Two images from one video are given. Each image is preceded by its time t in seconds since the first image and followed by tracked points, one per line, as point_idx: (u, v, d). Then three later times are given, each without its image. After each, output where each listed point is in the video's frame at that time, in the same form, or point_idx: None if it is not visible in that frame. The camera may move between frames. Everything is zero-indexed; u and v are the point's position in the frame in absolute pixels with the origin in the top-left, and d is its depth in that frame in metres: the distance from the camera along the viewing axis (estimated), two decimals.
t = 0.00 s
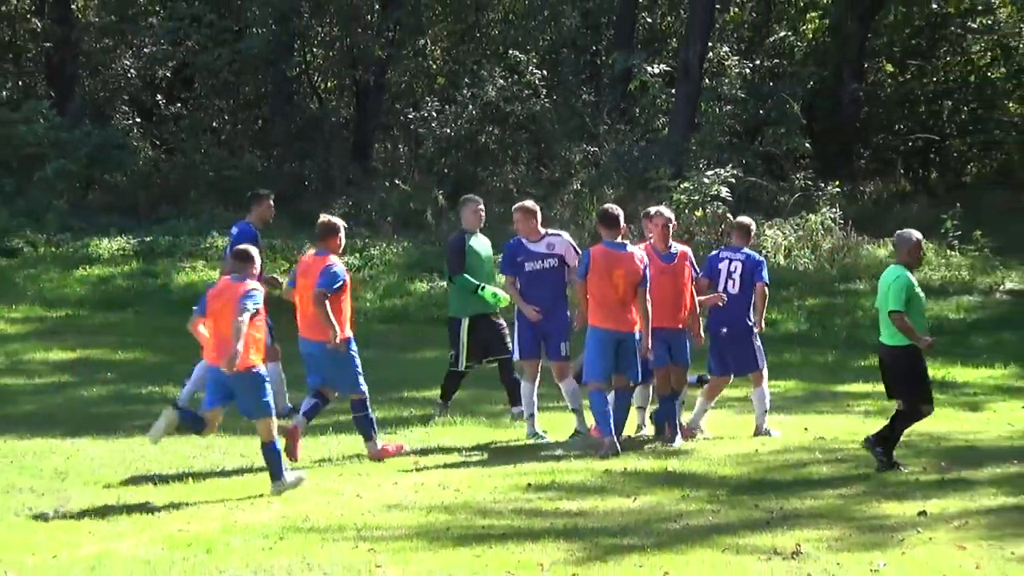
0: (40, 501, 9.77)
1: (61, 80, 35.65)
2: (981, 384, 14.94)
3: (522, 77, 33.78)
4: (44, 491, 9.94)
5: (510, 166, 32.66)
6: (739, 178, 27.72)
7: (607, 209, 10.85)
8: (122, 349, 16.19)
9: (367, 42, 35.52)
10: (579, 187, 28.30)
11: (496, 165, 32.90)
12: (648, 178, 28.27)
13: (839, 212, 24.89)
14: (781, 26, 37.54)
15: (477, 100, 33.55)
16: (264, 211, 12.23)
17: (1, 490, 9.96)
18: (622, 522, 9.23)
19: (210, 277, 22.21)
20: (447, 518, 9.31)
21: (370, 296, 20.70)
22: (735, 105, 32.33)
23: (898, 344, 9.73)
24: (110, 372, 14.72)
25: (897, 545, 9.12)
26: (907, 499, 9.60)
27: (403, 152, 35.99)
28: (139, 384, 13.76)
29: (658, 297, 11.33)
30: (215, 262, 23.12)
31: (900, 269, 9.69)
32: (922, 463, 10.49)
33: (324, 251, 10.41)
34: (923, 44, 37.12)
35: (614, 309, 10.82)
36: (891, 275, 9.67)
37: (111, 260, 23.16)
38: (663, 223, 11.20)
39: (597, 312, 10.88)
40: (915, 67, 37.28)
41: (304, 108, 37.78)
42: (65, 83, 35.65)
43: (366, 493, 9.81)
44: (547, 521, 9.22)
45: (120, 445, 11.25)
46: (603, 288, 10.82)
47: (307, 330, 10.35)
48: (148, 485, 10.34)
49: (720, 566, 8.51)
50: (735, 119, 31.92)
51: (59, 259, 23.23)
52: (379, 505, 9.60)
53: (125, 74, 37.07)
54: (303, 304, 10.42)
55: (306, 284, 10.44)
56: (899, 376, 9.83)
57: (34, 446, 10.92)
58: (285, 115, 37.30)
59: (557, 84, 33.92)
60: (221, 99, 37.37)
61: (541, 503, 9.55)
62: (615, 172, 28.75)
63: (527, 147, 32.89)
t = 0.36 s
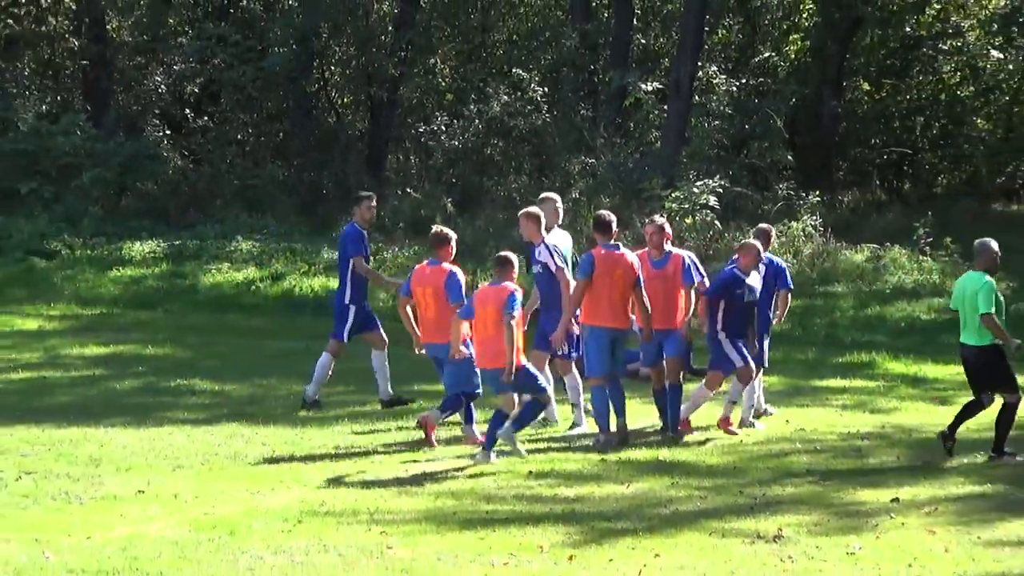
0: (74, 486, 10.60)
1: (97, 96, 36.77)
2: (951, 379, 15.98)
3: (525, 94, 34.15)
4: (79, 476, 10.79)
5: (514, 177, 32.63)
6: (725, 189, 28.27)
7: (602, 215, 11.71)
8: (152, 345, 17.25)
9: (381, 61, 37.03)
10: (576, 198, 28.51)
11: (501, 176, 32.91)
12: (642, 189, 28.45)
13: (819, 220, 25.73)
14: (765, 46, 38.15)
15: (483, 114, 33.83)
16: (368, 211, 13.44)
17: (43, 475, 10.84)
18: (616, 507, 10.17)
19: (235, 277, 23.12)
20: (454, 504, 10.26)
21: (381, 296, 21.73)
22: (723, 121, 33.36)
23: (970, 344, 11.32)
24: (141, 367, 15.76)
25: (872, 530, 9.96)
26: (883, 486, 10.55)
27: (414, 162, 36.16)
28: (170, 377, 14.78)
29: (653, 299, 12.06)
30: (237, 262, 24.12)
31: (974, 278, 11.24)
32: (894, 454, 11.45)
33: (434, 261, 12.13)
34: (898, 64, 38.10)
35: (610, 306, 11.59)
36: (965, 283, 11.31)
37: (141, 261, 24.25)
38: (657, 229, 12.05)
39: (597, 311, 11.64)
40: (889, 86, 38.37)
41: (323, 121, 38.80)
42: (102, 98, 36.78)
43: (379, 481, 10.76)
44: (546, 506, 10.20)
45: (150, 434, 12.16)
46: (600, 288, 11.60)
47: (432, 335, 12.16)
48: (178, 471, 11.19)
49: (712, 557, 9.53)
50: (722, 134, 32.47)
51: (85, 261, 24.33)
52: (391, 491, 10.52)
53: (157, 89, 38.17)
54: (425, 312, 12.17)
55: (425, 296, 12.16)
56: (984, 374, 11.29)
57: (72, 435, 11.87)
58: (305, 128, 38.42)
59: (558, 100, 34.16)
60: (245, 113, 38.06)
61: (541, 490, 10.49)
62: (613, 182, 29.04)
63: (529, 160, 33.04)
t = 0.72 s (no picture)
0: (86, 469, 11.42)
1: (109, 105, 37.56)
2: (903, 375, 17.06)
3: (507, 105, 36.32)
4: (89, 460, 11.62)
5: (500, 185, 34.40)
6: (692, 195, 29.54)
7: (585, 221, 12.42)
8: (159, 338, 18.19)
9: (374, 75, 38.30)
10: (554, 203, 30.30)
11: (485, 182, 35.28)
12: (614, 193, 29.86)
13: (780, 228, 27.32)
14: (731, 64, 38.82)
15: (469, 125, 36.22)
16: (435, 211, 14.18)
17: (58, 459, 11.68)
18: (591, 492, 11.09)
19: (237, 274, 24.03)
20: (439, 486, 11.15)
21: (374, 293, 22.72)
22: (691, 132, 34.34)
23: (990, 337, 12.92)
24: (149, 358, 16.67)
25: (828, 513, 10.86)
26: (838, 475, 11.53)
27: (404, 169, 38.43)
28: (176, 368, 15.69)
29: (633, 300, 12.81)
30: (239, 260, 24.98)
31: (968, 279, 13.05)
32: (850, 443, 12.45)
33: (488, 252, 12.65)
34: (855, 80, 38.07)
35: (591, 307, 12.37)
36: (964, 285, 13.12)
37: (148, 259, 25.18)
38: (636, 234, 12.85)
39: (579, 311, 12.39)
40: (847, 101, 38.49)
41: (319, 130, 39.36)
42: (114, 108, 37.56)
43: (368, 464, 11.63)
44: (525, 490, 11.11)
45: (156, 422, 13.02)
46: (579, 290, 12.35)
47: (480, 319, 12.60)
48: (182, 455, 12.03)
49: (680, 539, 10.36)
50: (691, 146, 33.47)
51: (94, 260, 25.27)
52: (379, 474, 11.38)
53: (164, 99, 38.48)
54: (476, 297, 12.60)
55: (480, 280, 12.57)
56: (998, 365, 12.90)
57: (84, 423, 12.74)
58: (303, 138, 39.03)
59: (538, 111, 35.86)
60: (246, 123, 38.78)
61: (520, 474, 11.40)
62: (587, 189, 30.53)
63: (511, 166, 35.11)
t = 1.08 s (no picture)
0: (90, 452, 12.25)
1: (109, 113, 39.17)
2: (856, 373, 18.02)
3: (482, 115, 37.52)
4: (93, 445, 12.46)
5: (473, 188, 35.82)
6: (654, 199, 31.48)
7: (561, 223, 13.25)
8: (157, 331, 19.07)
9: (358, 85, 39.47)
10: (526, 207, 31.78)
11: (461, 188, 36.57)
12: (582, 198, 31.28)
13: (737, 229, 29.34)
14: (693, 76, 40.13)
15: (447, 134, 37.54)
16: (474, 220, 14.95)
17: (63, 444, 12.50)
18: (560, 475, 11.95)
19: (229, 271, 24.93)
20: (417, 470, 11.99)
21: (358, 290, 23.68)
22: (655, 141, 35.15)
23: (968, 326, 13.75)
24: (147, 349, 17.54)
25: (781, 496, 11.70)
26: (789, 462, 12.42)
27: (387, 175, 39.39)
28: (173, 359, 16.58)
29: (605, 299, 13.42)
30: (232, 258, 25.82)
31: (948, 271, 13.81)
32: (802, 432, 13.39)
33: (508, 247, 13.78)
34: (807, 93, 40.08)
35: (555, 303, 13.17)
36: (942, 276, 13.88)
37: (146, 255, 26.09)
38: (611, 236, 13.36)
39: (549, 306, 13.24)
40: (799, 112, 40.41)
41: (306, 137, 40.26)
42: (114, 116, 39.16)
43: (350, 449, 12.49)
44: (496, 473, 11.97)
45: (152, 410, 13.88)
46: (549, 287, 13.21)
47: (499, 310, 13.67)
48: (178, 440, 12.86)
49: (643, 520, 11.18)
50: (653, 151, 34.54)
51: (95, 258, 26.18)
52: (363, 459, 12.22)
53: (162, 108, 39.77)
54: (493, 288, 13.69)
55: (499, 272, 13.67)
56: (974, 353, 13.76)
57: (84, 410, 13.57)
58: (293, 144, 40.01)
59: (511, 121, 37.33)
60: (240, 130, 39.79)
61: (493, 459, 12.29)
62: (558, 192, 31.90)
63: (486, 174, 36.53)
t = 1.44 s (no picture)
0: (91, 438, 13.09)
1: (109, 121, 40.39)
2: (814, 368, 18.96)
3: (458, 124, 39.07)
4: (94, 430, 13.31)
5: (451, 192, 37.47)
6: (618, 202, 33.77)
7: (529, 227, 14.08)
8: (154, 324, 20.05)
9: (343, 96, 39.32)
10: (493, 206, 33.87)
11: (439, 191, 37.92)
12: (551, 202, 33.06)
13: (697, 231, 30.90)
14: (654, 87, 40.57)
15: (425, 141, 38.89)
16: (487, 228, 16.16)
17: (65, 430, 13.36)
18: (531, 461, 12.82)
19: (222, 269, 25.99)
20: (396, 455, 12.85)
21: (341, 285, 25.15)
22: (619, 147, 37.28)
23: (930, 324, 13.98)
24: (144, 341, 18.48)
25: (736, 480, 12.56)
26: (744, 447, 13.31)
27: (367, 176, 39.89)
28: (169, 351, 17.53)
29: (576, 296, 14.28)
30: (225, 256, 26.81)
31: (920, 268, 13.92)
32: (757, 420, 14.30)
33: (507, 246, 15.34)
34: (762, 104, 41.81)
35: (528, 303, 14.04)
36: (911, 272, 13.95)
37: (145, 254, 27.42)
38: (584, 239, 14.24)
39: (519, 306, 14.10)
40: (754, 121, 42.21)
41: (294, 144, 39.87)
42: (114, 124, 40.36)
43: (334, 435, 13.37)
44: (471, 458, 12.83)
45: (149, 400, 14.77)
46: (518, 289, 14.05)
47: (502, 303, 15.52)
48: (173, 426, 13.72)
49: (608, 502, 12.02)
50: (618, 159, 36.42)
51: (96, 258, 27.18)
52: (346, 444, 13.10)
53: (160, 116, 40.77)
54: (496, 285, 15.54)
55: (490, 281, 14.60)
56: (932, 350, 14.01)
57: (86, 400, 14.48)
58: (280, 149, 39.66)
59: (485, 129, 38.84)
60: (232, 136, 40.13)
61: (468, 445, 13.16)
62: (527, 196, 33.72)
63: (461, 179, 37.79)
